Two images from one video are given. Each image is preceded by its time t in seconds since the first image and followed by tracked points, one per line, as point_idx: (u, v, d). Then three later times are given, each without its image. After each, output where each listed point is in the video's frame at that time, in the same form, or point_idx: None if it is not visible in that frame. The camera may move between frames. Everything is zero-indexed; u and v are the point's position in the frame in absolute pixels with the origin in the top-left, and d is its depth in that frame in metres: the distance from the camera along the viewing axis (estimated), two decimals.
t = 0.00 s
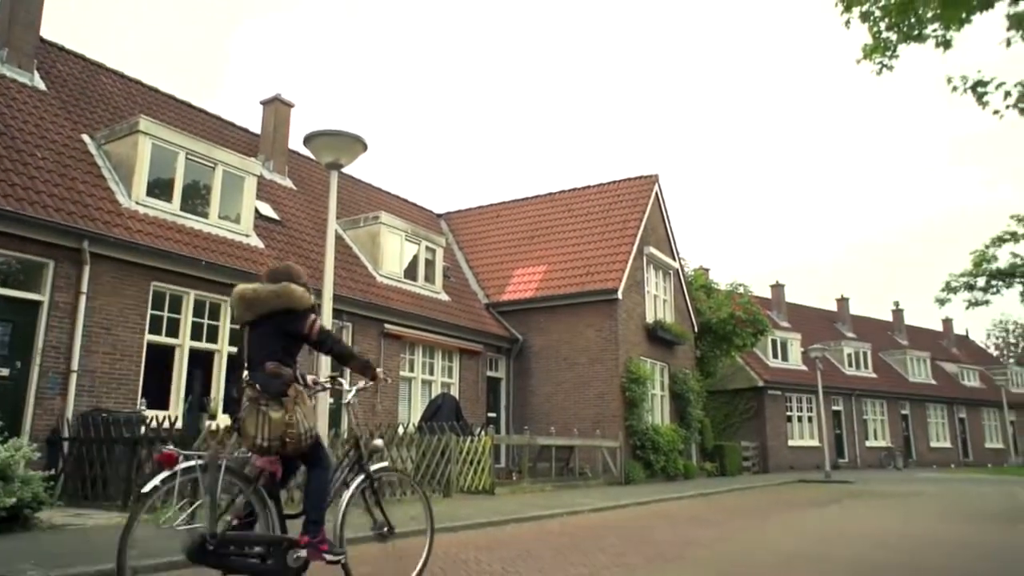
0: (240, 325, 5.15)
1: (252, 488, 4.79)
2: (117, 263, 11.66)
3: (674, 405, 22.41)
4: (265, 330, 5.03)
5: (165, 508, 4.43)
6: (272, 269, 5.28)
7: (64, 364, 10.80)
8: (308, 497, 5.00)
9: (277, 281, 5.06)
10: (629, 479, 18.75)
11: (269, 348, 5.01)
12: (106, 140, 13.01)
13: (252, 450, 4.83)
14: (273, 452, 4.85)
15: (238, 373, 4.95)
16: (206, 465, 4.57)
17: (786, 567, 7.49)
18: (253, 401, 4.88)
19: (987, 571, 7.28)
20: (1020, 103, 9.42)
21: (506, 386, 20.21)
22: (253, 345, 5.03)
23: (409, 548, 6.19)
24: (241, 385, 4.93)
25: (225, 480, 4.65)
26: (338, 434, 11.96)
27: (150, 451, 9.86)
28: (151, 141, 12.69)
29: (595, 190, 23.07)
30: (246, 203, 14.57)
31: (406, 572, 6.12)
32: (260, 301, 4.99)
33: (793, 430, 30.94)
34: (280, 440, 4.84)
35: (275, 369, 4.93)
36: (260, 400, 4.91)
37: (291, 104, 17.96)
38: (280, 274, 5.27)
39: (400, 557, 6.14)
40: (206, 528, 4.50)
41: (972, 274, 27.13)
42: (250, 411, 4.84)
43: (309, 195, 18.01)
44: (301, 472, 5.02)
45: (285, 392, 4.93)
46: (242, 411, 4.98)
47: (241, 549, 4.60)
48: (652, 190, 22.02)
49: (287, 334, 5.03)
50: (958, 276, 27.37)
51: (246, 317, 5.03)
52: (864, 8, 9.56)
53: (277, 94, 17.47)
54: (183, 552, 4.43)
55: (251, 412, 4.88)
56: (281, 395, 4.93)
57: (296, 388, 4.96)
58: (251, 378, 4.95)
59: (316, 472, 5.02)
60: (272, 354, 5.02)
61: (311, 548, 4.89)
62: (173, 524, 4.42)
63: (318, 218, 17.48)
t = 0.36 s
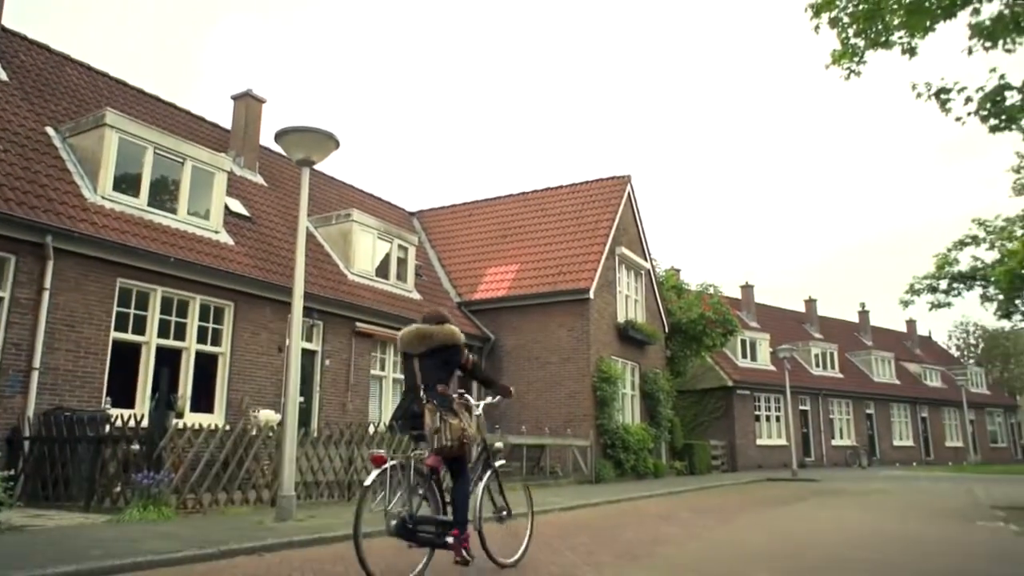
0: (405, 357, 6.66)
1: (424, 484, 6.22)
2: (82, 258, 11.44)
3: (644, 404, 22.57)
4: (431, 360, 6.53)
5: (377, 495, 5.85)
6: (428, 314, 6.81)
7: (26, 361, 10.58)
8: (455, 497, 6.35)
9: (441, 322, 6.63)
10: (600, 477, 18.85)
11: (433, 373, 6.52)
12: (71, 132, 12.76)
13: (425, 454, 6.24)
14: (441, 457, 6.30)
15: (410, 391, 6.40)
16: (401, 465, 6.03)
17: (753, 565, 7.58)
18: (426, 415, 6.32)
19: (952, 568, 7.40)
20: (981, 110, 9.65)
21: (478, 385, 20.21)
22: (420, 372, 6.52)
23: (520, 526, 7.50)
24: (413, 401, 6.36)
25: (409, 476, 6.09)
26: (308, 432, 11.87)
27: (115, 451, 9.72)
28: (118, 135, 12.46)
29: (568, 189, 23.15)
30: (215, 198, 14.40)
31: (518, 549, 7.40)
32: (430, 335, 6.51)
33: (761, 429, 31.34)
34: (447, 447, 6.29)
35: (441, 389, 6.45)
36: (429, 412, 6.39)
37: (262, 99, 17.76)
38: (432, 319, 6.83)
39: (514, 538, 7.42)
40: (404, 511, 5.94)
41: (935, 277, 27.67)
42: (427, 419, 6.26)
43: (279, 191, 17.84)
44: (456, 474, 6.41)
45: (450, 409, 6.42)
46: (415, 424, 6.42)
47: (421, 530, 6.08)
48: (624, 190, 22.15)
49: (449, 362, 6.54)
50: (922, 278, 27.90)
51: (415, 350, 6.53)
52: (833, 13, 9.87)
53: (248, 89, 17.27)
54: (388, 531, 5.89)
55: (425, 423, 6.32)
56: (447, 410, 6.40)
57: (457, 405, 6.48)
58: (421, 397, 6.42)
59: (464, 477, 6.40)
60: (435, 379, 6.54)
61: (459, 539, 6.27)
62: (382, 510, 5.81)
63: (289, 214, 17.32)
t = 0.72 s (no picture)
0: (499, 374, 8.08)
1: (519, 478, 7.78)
2: (44, 253, 11.21)
3: (614, 403, 22.70)
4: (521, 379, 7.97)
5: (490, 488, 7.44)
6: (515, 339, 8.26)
7: None
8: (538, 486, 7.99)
9: (531, 348, 8.09)
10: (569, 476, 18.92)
11: (524, 389, 8.01)
12: (33, 125, 12.49)
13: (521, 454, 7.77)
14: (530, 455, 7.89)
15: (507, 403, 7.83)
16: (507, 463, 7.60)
17: (720, 563, 7.66)
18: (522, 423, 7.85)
19: (913, 564, 7.56)
20: (942, 117, 9.84)
21: (448, 384, 20.16)
22: (513, 389, 7.96)
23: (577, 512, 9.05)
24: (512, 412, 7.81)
25: (510, 472, 7.68)
26: (276, 432, 11.76)
27: (77, 450, 9.57)
28: (82, 128, 12.22)
29: (539, 189, 23.19)
30: (183, 193, 14.19)
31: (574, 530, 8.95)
32: (524, 359, 7.95)
33: (729, 429, 31.70)
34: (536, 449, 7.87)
35: (531, 402, 7.95)
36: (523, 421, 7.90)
37: (231, 94, 17.54)
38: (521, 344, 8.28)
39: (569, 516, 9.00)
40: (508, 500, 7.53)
41: (898, 279, 28.20)
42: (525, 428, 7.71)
43: (249, 187, 17.64)
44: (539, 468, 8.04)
45: (540, 419, 7.99)
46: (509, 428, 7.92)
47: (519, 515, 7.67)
48: (596, 191, 22.26)
49: (536, 381, 8.05)
50: (885, 280, 28.42)
51: (509, 370, 7.97)
52: (802, 18, 10.02)
53: (218, 84, 17.05)
54: (495, 515, 7.48)
55: (521, 430, 7.82)
56: (537, 420, 7.97)
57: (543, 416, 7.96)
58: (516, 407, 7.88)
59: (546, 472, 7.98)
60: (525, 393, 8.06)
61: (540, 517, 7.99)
62: (490, 499, 7.42)
63: (259, 211, 17.14)
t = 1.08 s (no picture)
0: (563, 389, 9.51)
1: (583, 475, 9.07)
2: (15, 249, 11.01)
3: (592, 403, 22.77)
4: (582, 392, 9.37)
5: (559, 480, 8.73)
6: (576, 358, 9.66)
7: None
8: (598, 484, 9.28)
9: (591, 366, 9.50)
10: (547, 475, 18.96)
11: (584, 401, 9.39)
12: (4, 118, 12.27)
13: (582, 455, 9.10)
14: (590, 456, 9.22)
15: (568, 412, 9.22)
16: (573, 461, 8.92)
17: (696, 560, 7.73)
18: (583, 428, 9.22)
19: (886, 561, 7.66)
20: (916, 121, 9.98)
21: (426, 383, 20.10)
22: (575, 400, 9.35)
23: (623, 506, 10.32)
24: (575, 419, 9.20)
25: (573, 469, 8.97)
26: (253, 430, 11.65)
27: (48, 449, 9.48)
28: (55, 122, 12.03)
29: (520, 188, 23.21)
30: (159, 190, 14.03)
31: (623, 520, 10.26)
32: (585, 375, 9.38)
33: (706, 428, 31.93)
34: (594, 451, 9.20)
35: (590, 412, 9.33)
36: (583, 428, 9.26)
37: (208, 90, 17.35)
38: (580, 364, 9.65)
39: (620, 512, 10.24)
40: (573, 493, 8.80)
41: (872, 280, 28.59)
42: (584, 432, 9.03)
43: (226, 184, 17.47)
44: (597, 469, 9.36)
45: (596, 427, 9.36)
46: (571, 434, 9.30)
47: (582, 505, 8.95)
48: (575, 191, 22.32)
49: (595, 394, 9.44)
50: (860, 281, 28.79)
51: (572, 385, 9.40)
52: (780, 22, 10.17)
53: (195, 79, 16.86)
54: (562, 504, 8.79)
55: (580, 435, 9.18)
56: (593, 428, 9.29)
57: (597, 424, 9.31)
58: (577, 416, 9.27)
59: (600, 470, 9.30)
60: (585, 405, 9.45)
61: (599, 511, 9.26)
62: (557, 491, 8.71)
63: (236, 208, 16.98)
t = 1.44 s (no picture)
0: (604, 400, 10.83)
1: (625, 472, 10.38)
2: None
3: (574, 402, 22.82)
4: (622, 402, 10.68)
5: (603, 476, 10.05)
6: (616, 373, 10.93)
7: None
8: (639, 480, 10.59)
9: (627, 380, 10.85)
10: (529, 474, 18.99)
11: (624, 409, 10.68)
12: None
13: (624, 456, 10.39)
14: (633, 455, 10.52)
15: (609, 419, 10.50)
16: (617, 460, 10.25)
17: (676, 559, 7.77)
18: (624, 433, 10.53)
19: (863, 559, 7.74)
20: (894, 124, 10.11)
21: (408, 382, 20.05)
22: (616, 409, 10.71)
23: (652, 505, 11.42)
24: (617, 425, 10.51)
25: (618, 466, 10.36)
26: (232, 430, 11.58)
27: (23, 449, 9.41)
28: (33, 117, 11.88)
29: (503, 187, 23.22)
30: (138, 186, 13.90)
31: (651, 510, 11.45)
32: (623, 388, 10.67)
33: (687, 427, 32.11)
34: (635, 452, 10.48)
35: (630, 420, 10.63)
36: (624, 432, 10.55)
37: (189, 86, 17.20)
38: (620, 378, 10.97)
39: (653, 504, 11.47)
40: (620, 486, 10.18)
41: (851, 281, 28.87)
42: (626, 436, 10.28)
43: (207, 181, 17.33)
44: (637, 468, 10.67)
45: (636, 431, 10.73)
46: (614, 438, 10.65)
47: (624, 498, 10.24)
48: (559, 190, 22.36)
49: (633, 404, 10.71)
50: (839, 282, 29.06)
51: (614, 395, 10.71)
52: (762, 25, 10.33)
53: (176, 75, 16.71)
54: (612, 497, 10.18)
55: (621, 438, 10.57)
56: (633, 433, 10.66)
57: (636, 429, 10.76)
58: (619, 422, 10.58)
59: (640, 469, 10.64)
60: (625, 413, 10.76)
61: (641, 504, 10.55)
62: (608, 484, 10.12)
63: (216, 206, 16.85)
